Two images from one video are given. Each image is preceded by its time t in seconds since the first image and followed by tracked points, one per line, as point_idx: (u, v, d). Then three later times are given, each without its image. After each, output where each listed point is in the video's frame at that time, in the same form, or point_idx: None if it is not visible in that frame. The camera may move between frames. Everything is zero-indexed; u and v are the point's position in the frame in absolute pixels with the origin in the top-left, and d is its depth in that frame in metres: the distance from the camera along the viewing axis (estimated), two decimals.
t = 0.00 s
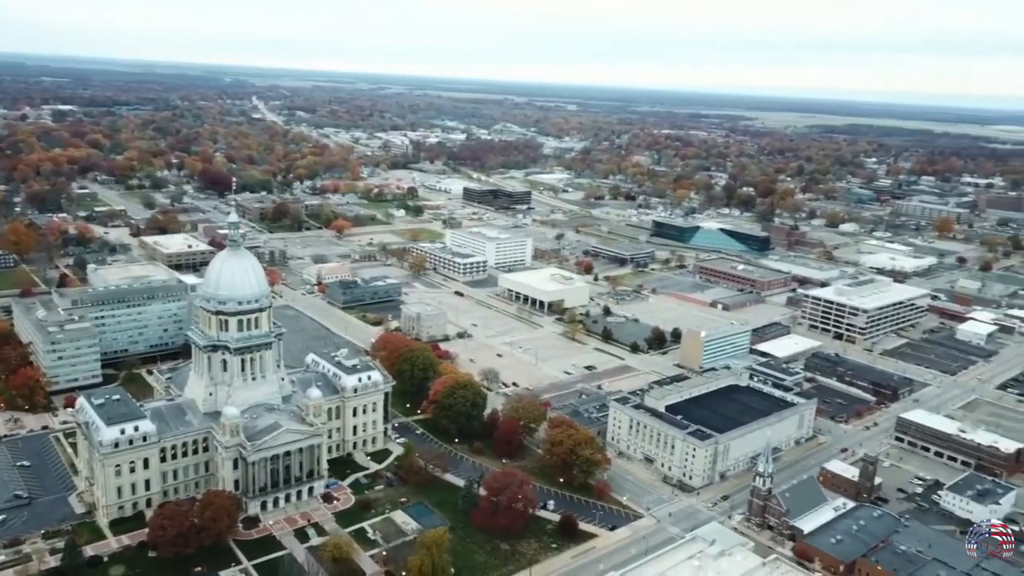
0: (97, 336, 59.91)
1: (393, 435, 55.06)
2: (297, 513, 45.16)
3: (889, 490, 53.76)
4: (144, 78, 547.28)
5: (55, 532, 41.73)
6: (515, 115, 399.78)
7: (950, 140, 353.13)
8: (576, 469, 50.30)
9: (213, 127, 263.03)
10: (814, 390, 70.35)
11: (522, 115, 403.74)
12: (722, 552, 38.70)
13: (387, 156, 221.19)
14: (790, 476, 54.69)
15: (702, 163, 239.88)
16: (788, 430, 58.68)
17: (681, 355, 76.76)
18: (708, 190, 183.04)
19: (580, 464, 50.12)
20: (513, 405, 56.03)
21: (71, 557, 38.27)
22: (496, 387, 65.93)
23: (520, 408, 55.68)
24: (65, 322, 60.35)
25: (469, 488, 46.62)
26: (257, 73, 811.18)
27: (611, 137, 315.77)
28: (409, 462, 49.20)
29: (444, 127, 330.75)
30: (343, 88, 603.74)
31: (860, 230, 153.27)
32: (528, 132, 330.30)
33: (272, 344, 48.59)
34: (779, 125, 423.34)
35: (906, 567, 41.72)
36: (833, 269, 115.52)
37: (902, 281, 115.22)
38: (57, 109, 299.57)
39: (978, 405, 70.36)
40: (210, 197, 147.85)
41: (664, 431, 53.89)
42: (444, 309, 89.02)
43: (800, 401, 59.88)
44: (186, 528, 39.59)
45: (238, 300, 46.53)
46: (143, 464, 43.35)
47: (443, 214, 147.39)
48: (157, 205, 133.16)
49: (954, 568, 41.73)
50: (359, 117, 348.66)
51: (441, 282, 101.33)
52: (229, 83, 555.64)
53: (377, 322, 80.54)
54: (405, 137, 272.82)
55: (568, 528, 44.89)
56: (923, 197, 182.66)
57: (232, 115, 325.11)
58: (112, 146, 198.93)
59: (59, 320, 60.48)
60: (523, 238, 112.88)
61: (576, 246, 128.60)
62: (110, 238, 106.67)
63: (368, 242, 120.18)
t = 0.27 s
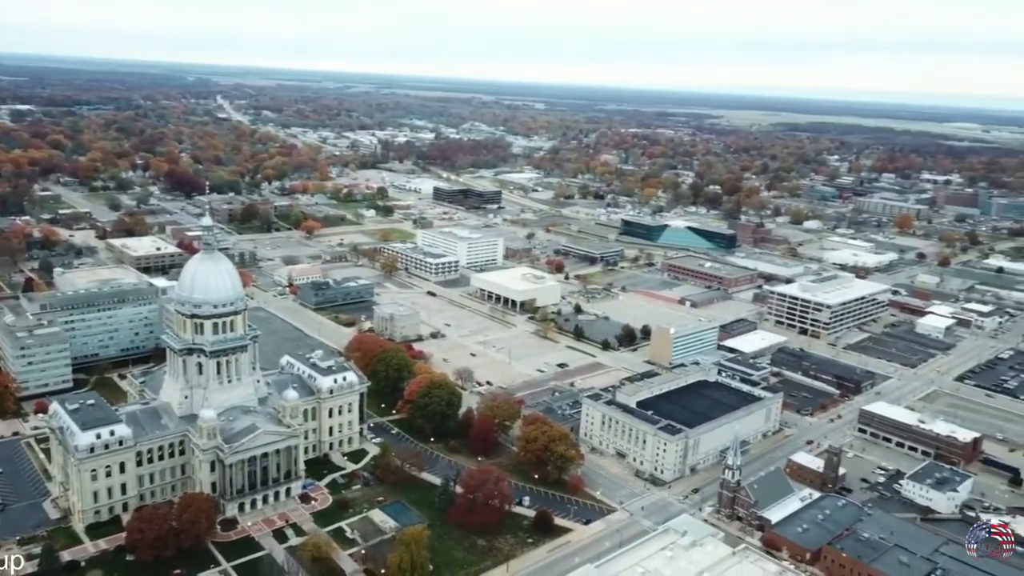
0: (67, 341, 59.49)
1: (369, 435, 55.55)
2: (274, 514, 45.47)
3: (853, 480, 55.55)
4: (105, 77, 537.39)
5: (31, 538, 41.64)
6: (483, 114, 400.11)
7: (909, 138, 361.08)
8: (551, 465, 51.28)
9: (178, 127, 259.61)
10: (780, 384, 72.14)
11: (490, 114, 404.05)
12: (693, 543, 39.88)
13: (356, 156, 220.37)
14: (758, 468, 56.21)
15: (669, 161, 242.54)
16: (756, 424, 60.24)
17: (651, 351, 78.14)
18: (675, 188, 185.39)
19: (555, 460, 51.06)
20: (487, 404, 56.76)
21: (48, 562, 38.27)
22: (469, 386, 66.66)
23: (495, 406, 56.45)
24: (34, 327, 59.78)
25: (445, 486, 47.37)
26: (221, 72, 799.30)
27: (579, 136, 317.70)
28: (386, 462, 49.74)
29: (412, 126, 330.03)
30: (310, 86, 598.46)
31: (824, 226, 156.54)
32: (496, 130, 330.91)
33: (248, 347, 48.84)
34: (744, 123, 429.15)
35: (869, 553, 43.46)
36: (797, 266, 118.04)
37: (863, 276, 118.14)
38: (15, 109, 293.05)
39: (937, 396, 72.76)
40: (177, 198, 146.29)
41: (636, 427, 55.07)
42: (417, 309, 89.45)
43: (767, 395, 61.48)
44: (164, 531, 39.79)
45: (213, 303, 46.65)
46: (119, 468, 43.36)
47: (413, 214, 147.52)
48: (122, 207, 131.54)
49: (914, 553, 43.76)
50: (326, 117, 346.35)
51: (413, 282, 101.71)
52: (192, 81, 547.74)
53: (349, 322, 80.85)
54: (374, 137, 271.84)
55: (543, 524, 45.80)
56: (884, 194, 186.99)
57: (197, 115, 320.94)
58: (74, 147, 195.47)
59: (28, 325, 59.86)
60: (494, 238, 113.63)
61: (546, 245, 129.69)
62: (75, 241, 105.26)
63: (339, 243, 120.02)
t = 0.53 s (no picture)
0: (28, 346, 58.82)
1: (338, 435, 55.96)
2: (245, 516, 45.73)
3: (810, 469, 57.55)
4: (55, 75, 524.40)
5: None
6: (444, 113, 399.64)
7: (862, 135, 369.46)
8: (519, 461, 52.29)
9: (133, 127, 254.99)
10: (740, 378, 74.15)
11: (451, 112, 403.74)
12: (658, 534, 41.16)
13: (317, 155, 218.89)
14: (720, 460, 57.91)
15: (630, 160, 245.19)
16: (717, 417, 61.97)
17: (615, 348, 79.64)
18: (636, 187, 187.78)
19: (522, 457, 52.10)
20: (455, 402, 57.54)
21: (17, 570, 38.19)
22: (436, 386, 67.38)
23: (463, 405, 57.26)
24: None
25: (416, 484, 48.10)
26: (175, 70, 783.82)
27: (541, 135, 319.27)
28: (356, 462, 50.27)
29: (373, 126, 328.44)
30: (268, 85, 591.12)
31: (781, 223, 160.05)
32: (458, 129, 330.94)
33: (216, 350, 48.96)
34: (703, 121, 435.09)
35: (826, 539, 45.36)
36: (755, 262, 120.77)
37: (819, 272, 121.32)
38: None
39: (890, 387, 75.46)
40: (135, 200, 144.19)
41: (601, 422, 56.33)
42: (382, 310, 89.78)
43: (727, 389, 63.28)
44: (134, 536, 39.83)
45: (180, 307, 46.70)
46: (87, 474, 43.24)
47: (377, 214, 147.38)
48: (79, 209, 129.25)
49: (868, 538, 45.95)
50: (286, 116, 342.84)
51: (378, 283, 101.93)
52: (147, 79, 537.50)
53: (315, 324, 80.95)
54: (335, 136, 270.05)
55: (512, 519, 46.78)
56: (838, 191, 191.67)
57: (153, 114, 315.32)
58: (26, 148, 191.03)
59: None
60: (458, 237, 114.25)
61: (510, 244, 130.68)
62: (31, 245, 103.37)
63: (302, 244, 119.58)
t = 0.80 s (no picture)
0: None
1: (311, 436, 56.17)
2: (219, 518, 45.80)
3: (775, 462, 59.08)
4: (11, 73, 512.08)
5: None
6: (411, 111, 398.19)
7: (824, 132, 376.06)
8: (492, 459, 53.01)
9: (94, 127, 250.37)
10: (707, 374, 75.64)
11: (418, 111, 402.70)
12: (629, 527, 42.14)
13: (284, 155, 217.11)
14: (688, 454, 59.21)
15: (597, 158, 246.96)
16: (685, 412, 63.29)
17: (585, 346, 80.71)
18: (603, 186, 189.34)
19: (495, 455, 52.83)
20: (428, 402, 58.04)
21: None
22: (408, 385, 67.79)
23: (435, 404, 57.79)
24: None
25: (389, 484, 48.55)
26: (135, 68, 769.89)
27: (508, 134, 320.04)
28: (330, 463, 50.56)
29: (340, 125, 326.30)
30: (232, 83, 583.28)
31: (745, 221, 162.69)
32: (426, 128, 330.35)
33: (187, 354, 48.92)
34: (669, 119, 439.26)
35: (790, 529, 46.83)
36: (721, 259, 122.79)
37: (783, 268, 123.74)
38: None
39: (851, 380, 77.52)
40: (98, 202, 141.92)
41: (572, 419, 57.25)
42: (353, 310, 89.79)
43: (694, 384, 64.63)
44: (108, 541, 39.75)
45: (151, 311, 46.58)
46: (58, 479, 43.02)
47: (345, 214, 146.87)
48: (39, 212, 126.97)
49: (831, 527, 47.49)
50: (250, 115, 338.99)
51: (347, 284, 101.84)
52: (107, 77, 527.40)
53: (285, 325, 80.82)
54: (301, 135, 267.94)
55: (486, 516, 47.48)
56: (801, 189, 195.27)
57: (113, 113, 309.72)
58: None
59: None
60: (427, 237, 114.49)
61: (479, 244, 131.18)
62: None
63: (270, 245, 118.85)
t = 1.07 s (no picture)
0: None
1: (275, 438, 56.30)
2: (185, 521, 45.81)
3: (732, 452, 60.92)
4: None
5: None
6: (368, 109, 395.51)
7: (776, 129, 383.80)
8: (457, 457, 53.82)
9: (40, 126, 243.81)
10: (666, 368, 77.41)
11: (375, 109, 400.31)
12: (592, 519, 43.30)
13: (239, 154, 214.40)
14: (648, 447, 60.73)
15: (555, 156, 248.69)
16: (644, 406, 64.82)
17: (546, 343, 81.90)
18: (562, 183, 191.08)
19: (460, 452, 53.65)
20: (393, 401, 58.54)
21: None
22: (372, 385, 68.19)
23: (399, 404, 58.32)
24: None
25: (355, 483, 49.02)
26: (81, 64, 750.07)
27: (466, 131, 320.30)
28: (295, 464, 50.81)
29: (296, 123, 322.80)
30: (183, 80, 572.49)
31: (701, 217, 165.80)
32: (383, 126, 328.78)
33: (149, 358, 48.76)
34: (625, 117, 443.68)
35: (747, 516, 48.56)
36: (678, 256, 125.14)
37: (738, 264, 126.60)
38: None
39: (804, 372, 80.06)
40: (48, 203, 138.70)
41: (535, 415, 58.31)
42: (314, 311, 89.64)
43: (653, 379, 66.20)
44: (73, 546, 39.60)
45: (111, 316, 46.33)
46: (19, 486, 42.62)
47: (303, 214, 145.91)
48: None
49: (785, 514, 49.35)
50: (203, 113, 333.22)
51: (308, 284, 101.52)
52: (52, 74, 513.02)
53: (246, 327, 80.45)
54: (256, 134, 264.43)
55: (452, 512, 48.29)
56: (754, 185, 199.47)
57: (60, 112, 301.74)
58: None
59: None
60: (388, 237, 114.56)
61: (440, 242, 131.57)
62: None
63: (228, 246, 117.66)
